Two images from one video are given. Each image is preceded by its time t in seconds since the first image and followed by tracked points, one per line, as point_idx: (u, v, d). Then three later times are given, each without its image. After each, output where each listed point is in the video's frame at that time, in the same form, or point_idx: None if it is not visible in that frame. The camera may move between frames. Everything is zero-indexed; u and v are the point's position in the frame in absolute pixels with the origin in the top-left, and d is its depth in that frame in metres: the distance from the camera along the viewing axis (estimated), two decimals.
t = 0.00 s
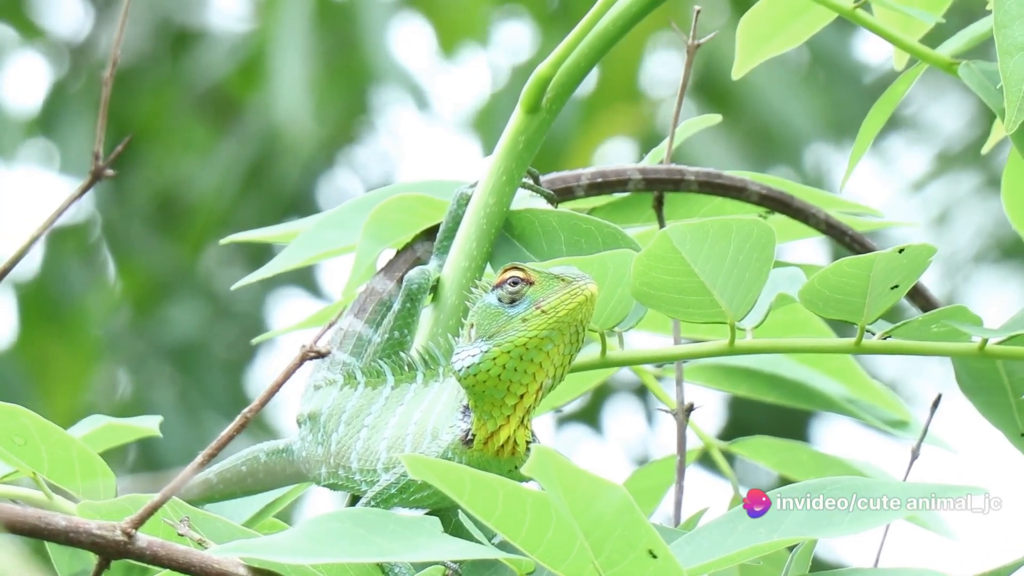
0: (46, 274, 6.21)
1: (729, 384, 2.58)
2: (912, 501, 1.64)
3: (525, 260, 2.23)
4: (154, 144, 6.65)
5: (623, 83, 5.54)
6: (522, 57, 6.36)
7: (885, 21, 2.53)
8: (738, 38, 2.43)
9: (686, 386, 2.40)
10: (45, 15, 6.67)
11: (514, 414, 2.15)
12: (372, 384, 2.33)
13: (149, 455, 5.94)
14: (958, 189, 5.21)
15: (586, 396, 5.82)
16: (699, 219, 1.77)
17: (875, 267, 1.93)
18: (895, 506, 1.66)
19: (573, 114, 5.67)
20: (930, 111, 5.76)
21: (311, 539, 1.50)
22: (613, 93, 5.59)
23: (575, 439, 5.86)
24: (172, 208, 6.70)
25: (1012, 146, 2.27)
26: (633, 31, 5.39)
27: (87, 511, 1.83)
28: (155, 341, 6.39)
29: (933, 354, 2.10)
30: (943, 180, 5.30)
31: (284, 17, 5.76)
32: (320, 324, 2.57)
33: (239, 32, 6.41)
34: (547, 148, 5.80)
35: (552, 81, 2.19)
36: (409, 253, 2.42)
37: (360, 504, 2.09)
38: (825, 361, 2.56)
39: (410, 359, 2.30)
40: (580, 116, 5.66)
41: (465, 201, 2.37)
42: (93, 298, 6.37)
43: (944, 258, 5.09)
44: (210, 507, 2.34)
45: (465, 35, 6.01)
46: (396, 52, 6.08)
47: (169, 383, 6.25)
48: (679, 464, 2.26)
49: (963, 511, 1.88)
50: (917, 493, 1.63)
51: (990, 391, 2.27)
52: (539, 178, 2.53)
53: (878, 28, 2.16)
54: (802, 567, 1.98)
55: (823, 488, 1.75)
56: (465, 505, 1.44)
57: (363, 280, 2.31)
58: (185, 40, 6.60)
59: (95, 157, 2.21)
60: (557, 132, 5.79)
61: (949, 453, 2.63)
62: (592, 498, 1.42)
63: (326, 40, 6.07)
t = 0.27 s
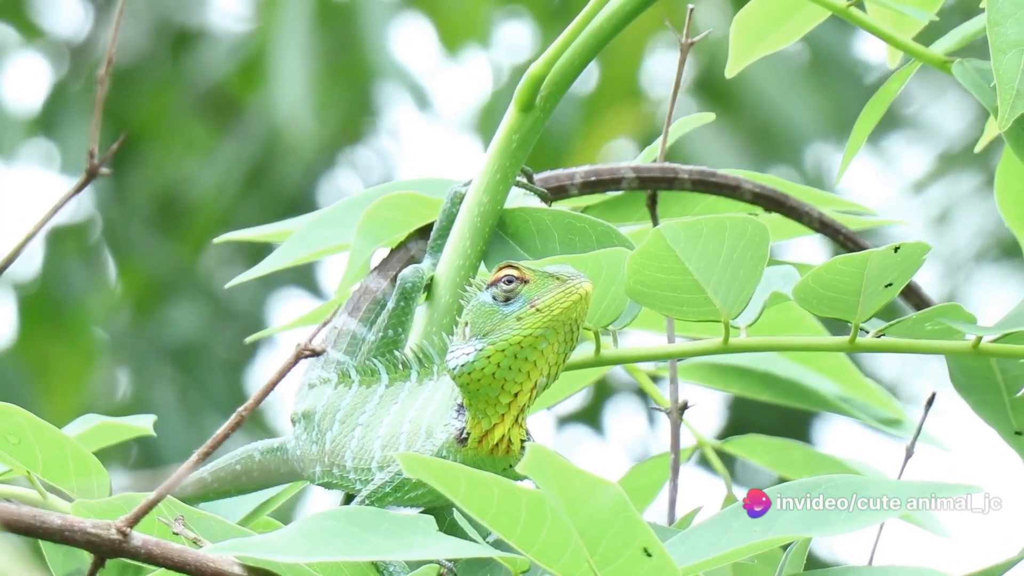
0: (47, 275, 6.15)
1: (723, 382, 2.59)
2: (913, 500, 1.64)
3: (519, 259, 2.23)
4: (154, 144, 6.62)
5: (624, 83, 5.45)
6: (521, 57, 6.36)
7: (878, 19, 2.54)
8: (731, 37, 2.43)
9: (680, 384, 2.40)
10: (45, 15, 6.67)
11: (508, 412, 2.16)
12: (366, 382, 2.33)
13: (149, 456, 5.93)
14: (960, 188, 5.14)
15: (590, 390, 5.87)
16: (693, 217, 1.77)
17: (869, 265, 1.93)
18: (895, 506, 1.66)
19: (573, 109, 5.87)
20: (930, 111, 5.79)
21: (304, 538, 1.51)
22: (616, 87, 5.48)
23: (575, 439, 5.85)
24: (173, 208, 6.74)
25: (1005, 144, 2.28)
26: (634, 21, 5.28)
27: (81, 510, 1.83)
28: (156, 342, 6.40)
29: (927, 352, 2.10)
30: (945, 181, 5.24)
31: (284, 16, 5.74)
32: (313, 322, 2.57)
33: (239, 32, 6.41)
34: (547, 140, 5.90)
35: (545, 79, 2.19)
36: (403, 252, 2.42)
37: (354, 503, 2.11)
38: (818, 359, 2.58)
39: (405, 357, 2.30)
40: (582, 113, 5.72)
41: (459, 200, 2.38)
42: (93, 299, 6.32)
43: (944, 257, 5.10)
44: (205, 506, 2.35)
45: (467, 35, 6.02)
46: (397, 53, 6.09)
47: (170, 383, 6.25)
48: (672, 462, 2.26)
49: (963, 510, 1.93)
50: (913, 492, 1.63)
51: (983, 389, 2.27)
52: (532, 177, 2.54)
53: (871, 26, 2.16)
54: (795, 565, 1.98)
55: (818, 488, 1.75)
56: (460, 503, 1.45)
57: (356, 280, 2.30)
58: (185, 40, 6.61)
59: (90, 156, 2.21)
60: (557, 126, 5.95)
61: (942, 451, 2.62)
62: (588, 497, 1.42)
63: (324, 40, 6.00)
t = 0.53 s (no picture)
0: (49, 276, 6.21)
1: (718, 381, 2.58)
2: (914, 501, 1.64)
3: (513, 256, 2.24)
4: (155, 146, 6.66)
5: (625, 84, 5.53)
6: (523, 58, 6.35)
7: (871, 17, 2.54)
8: (724, 34, 2.43)
9: (673, 382, 2.41)
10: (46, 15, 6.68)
11: (502, 410, 2.15)
12: (360, 379, 2.34)
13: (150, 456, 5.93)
14: (960, 187, 5.12)
15: (596, 386, 5.93)
16: (687, 214, 1.78)
17: (863, 263, 1.93)
18: (895, 507, 1.66)
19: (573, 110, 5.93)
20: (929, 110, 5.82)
21: (299, 535, 1.51)
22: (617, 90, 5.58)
23: (578, 441, 5.85)
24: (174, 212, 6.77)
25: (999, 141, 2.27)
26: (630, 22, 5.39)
27: (76, 507, 1.83)
28: (158, 344, 6.40)
29: (921, 349, 2.10)
30: (946, 182, 5.24)
31: (286, 17, 5.77)
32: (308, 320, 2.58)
33: (240, 33, 6.42)
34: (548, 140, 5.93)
35: (539, 77, 2.19)
36: (397, 250, 2.42)
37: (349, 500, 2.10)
38: (813, 356, 2.57)
39: (399, 355, 2.31)
40: (580, 113, 5.88)
41: (452, 197, 2.37)
42: (96, 301, 6.33)
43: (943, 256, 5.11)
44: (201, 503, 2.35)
45: (469, 35, 6.02)
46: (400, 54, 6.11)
47: (171, 384, 6.26)
48: (666, 459, 2.26)
49: (959, 509, 2.00)
50: (909, 490, 1.64)
51: (978, 385, 2.28)
52: (526, 175, 2.52)
53: (864, 23, 2.16)
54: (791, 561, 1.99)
55: (811, 485, 1.75)
56: (455, 501, 1.44)
57: (350, 277, 2.29)
58: (187, 42, 6.62)
59: (86, 154, 2.22)
60: (557, 122, 5.99)
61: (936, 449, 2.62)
62: (582, 493, 1.43)
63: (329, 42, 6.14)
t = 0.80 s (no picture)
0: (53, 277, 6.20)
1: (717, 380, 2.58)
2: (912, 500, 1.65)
3: (512, 255, 2.24)
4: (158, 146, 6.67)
5: (630, 86, 5.51)
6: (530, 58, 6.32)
7: (870, 15, 2.54)
8: (723, 33, 2.43)
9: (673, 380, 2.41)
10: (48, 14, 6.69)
11: (502, 409, 2.15)
12: (359, 378, 2.34)
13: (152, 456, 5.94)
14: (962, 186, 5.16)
15: (598, 386, 5.94)
16: (686, 213, 1.78)
17: (862, 261, 1.93)
18: (893, 507, 1.67)
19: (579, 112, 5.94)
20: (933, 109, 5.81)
21: (298, 535, 1.51)
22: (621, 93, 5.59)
23: (581, 441, 5.86)
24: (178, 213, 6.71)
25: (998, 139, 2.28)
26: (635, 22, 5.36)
27: (74, 506, 1.83)
28: (161, 344, 6.41)
29: (920, 347, 2.10)
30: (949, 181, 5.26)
31: (290, 17, 5.77)
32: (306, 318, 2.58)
33: (241, 32, 6.42)
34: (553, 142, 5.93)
35: (538, 75, 2.19)
36: (395, 249, 2.43)
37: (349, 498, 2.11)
38: (812, 355, 2.57)
39: (398, 354, 2.31)
40: (587, 114, 5.85)
41: (452, 196, 2.38)
42: (99, 302, 6.34)
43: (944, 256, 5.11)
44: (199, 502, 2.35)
45: (472, 35, 6.03)
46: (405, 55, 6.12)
47: (173, 384, 6.26)
48: (665, 459, 2.26)
49: (959, 509, 2.00)
50: (908, 491, 1.64)
51: (977, 384, 2.28)
52: (525, 173, 2.52)
53: (863, 22, 2.16)
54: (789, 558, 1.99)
55: (811, 484, 1.75)
56: (455, 499, 1.45)
57: (349, 276, 2.29)
58: (189, 42, 6.62)
59: (85, 152, 2.21)
60: (561, 120, 6.00)
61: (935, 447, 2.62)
62: (582, 492, 1.42)
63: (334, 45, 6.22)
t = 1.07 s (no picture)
0: (53, 277, 6.27)
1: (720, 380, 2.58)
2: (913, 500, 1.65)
3: (515, 255, 2.24)
4: (159, 144, 6.66)
5: (633, 86, 5.54)
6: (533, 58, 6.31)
7: (873, 16, 2.54)
8: (726, 33, 2.43)
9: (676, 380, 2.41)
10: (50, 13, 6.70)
11: (505, 410, 2.15)
12: (363, 378, 2.35)
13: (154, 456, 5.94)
14: (965, 184, 5.16)
15: (598, 387, 5.91)
16: (689, 213, 1.78)
17: (865, 262, 1.93)
18: (894, 506, 1.67)
19: (583, 113, 5.95)
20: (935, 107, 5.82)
21: (300, 535, 1.50)
22: (625, 91, 5.59)
23: (582, 440, 5.86)
24: (179, 211, 6.70)
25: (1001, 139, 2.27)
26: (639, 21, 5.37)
27: (78, 507, 1.83)
28: (162, 343, 6.40)
29: (923, 347, 2.10)
30: (952, 179, 5.26)
31: (293, 17, 5.78)
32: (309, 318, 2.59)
33: (242, 32, 6.41)
34: (555, 141, 5.94)
35: (541, 75, 2.19)
36: (399, 249, 2.44)
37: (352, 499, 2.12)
38: (815, 355, 2.57)
39: (401, 354, 2.30)
40: (589, 113, 5.92)
41: (454, 196, 2.37)
42: (100, 301, 6.36)
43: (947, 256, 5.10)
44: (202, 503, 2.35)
45: (477, 39, 6.01)
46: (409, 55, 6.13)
47: (175, 383, 6.26)
48: (669, 459, 2.26)
49: (959, 509, 1.99)
50: (909, 491, 1.64)
51: (980, 384, 2.28)
52: (528, 173, 2.53)
53: (866, 22, 2.16)
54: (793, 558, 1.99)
55: (813, 484, 1.75)
56: (458, 499, 1.45)
57: (353, 275, 2.29)
58: (189, 41, 6.61)
59: (88, 153, 2.21)
60: (565, 123, 5.97)
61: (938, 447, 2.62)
62: (584, 491, 1.41)
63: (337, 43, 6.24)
